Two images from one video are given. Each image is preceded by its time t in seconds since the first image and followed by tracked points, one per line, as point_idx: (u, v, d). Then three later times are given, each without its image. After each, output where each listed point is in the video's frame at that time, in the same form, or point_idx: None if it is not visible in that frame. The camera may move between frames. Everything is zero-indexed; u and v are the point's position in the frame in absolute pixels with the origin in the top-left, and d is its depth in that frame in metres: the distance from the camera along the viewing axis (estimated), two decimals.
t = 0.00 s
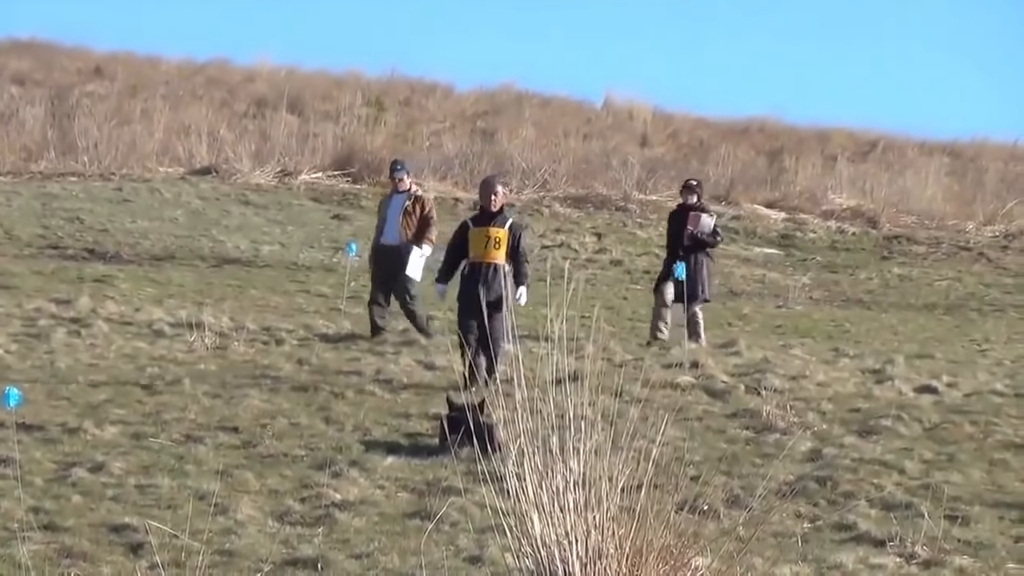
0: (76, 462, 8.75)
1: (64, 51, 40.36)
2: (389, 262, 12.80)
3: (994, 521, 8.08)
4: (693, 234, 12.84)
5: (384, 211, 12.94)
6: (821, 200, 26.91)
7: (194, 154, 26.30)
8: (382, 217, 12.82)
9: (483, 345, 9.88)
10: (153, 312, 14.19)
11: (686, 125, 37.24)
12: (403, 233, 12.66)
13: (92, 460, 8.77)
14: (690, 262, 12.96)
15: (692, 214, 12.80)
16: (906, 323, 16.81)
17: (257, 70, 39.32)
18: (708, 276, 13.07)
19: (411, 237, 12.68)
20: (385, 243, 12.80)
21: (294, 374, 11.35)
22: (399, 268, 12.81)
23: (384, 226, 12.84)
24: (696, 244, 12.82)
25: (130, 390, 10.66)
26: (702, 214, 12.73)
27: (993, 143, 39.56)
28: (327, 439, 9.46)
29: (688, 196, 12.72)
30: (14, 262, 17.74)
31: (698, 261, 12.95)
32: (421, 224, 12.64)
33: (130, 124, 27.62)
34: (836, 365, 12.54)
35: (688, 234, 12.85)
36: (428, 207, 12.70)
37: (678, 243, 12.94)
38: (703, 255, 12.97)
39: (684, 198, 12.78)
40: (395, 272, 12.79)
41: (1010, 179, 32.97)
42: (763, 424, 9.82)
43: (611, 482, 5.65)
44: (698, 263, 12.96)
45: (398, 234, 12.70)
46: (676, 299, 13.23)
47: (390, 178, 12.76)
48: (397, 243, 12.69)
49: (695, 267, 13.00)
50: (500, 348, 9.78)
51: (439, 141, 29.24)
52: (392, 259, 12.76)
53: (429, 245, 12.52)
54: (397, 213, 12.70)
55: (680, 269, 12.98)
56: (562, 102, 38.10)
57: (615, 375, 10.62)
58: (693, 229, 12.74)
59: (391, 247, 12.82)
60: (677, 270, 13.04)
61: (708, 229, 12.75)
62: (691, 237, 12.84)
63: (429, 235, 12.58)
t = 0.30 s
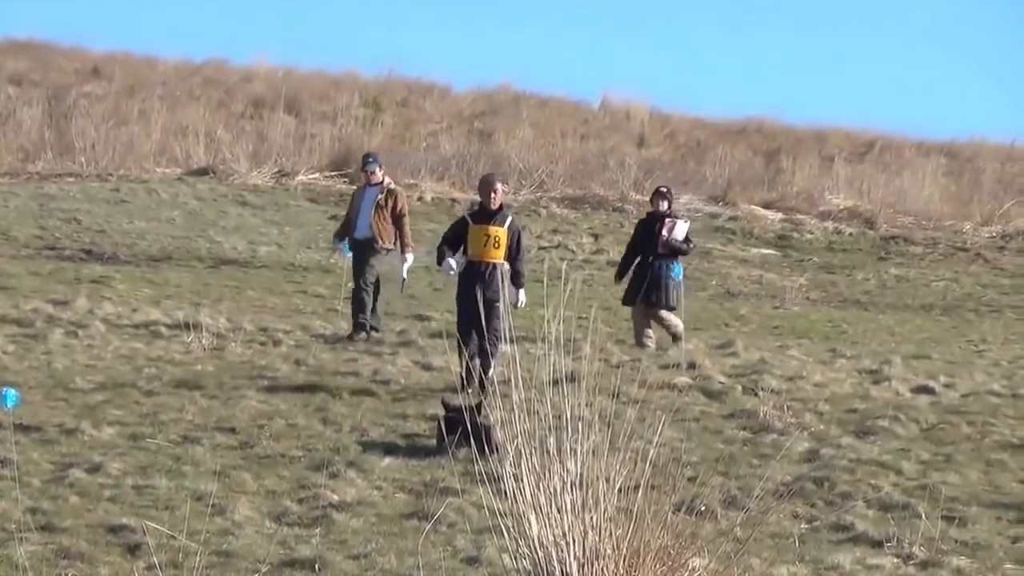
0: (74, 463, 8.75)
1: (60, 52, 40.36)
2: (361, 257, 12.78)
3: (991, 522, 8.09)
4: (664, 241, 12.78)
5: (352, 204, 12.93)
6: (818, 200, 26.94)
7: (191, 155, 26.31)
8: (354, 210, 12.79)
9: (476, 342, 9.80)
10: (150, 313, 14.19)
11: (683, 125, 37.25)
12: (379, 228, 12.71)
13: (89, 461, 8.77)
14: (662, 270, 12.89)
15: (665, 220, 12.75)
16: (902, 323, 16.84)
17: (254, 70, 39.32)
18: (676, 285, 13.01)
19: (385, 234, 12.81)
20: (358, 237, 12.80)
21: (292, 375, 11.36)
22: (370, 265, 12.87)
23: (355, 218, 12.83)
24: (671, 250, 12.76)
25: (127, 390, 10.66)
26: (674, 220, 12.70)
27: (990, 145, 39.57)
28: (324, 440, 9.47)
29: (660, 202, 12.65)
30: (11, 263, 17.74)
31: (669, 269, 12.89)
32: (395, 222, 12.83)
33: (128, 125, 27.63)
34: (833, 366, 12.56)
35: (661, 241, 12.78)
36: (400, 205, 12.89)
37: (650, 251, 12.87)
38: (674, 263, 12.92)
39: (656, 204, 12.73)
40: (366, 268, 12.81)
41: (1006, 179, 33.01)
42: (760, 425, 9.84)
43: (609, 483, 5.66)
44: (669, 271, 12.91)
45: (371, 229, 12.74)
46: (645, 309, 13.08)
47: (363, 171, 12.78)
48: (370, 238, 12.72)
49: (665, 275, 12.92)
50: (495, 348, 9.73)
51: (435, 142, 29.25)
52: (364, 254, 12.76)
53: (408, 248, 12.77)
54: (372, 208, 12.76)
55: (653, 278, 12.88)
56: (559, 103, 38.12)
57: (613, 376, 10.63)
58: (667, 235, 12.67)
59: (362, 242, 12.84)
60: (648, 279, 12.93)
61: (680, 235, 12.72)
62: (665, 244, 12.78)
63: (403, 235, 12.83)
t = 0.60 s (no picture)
0: (72, 464, 8.76)
1: (59, 53, 40.39)
2: (333, 265, 12.60)
3: (990, 523, 8.09)
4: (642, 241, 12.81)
5: (325, 211, 12.73)
6: (817, 200, 26.99)
7: (189, 156, 26.33)
8: (325, 217, 12.59)
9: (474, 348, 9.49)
10: (149, 314, 14.21)
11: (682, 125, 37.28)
12: (349, 236, 12.50)
13: (89, 462, 8.78)
14: (640, 269, 12.92)
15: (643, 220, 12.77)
16: (900, 324, 16.87)
17: (252, 71, 39.35)
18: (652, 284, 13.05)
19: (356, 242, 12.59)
20: (329, 244, 12.61)
21: (290, 376, 11.37)
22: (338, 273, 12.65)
23: (328, 225, 12.63)
24: (648, 249, 12.79)
25: (125, 391, 10.67)
26: (651, 220, 12.72)
27: (988, 146, 39.63)
28: (323, 441, 9.47)
29: (638, 201, 12.67)
30: (10, 264, 17.77)
31: (647, 268, 12.92)
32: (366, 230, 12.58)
33: (126, 126, 27.66)
34: (831, 367, 12.58)
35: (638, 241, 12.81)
36: (373, 212, 12.64)
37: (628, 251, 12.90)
38: (652, 262, 12.95)
39: (633, 204, 12.75)
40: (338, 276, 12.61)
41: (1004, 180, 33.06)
42: (758, 425, 9.85)
43: (607, 484, 5.65)
44: (647, 270, 12.94)
45: (343, 237, 12.53)
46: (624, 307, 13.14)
47: (336, 177, 12.55)
48: (342, 246, 12.52)
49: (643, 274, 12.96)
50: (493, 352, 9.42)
51: (434, 142, 29.29)
52: (336, 262, 12.57)
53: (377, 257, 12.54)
54: (343, 215, 12.54)
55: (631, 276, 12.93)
56: (558, 103, 38.17)
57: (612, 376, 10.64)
58: (645, 234, 12.70)
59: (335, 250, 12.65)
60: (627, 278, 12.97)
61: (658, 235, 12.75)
62: (642, 244, 12.81)
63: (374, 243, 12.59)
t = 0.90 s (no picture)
0: (72, 464, 8.77)
1: (59, 53, 40.42)
2: (306, 261, 12.61)
3: (990, 523, 8.09)
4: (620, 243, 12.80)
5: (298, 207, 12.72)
6: (816, 201, 27.00)
7: (189, 156, 26.35)
8: (296, 214, 12.57)
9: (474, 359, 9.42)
10: (148, 314, 14.22)
11: (681, 125, 37.30)
12: (319, 232, 12.47)
13: (88, 462, 8.78)
14: (618, 272, 12.90)
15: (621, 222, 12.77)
16: (899, 325, 16.88)
17: (252, 71, 39.38)
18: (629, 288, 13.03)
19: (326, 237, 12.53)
20: (302, 241, 12.60)
21: (290, 376, 11.38)
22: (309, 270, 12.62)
23: (300, 222, 12.62)
24: (626, 252, 12.78)
25: (125, 391, 10.68)
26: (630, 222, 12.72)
27: (988, 146, 39.65)
28: (323, 441, 9.48)
29: (617, 202, 12.68)
30: (10, 264, 17.79)
31: (624, 270, 12.91)
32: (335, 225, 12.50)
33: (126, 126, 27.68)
34: (831, 367, 12.59)
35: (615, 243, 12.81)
36: (343, 206, 12.53)
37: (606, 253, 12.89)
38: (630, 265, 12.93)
39: (612, 205, 12.76)
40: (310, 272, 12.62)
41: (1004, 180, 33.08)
42: (758, 426, 9.86)
43: (606, 485, 5.65)
44: (624, 272, 12.92)
45: (313, 233, 12.51)
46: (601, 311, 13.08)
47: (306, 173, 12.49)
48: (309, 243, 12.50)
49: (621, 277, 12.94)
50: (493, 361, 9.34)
51: (433, 143, 29.32)
52: (307, 258, 12.58)
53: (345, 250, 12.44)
54: (313, 211, 12.50)
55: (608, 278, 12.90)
56: (557, 104, 38.21)
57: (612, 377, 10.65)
58: (622, 236, 12.70)
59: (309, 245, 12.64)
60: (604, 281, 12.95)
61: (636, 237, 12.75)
62: (619, 246, 12.80)
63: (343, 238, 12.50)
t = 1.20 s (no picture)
0: (72, 464, 8.77)
1: (60, 53, 40.42)
2: (265, 260, 12.47)
3: (990, 524, 8.08)
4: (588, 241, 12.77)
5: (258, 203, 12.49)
6: (816, 201, 27.01)
7: (189, 155, 26.35)
8: (260, 213, 12.35)
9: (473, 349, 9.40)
10: (148, 314, 14.22)
11: (682, 125, 37.32)
12: (283, 233, 12.34)
13: (89, 462, 8.79)
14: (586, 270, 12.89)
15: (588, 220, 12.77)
16: (899, 325, 16.89)
17: (252, 71, 39.39)
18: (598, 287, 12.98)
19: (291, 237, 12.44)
20: (263, 239, 12.43)
21: (290, 376, 11.38)
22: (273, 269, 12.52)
23: (260, 221, 12.42)
24: (595, 249, 12.76)
25: (125, 391, 10.69)
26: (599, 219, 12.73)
27: (988, 146, 39.65)
28: (323, 441, 9.48)
29: (586, 200, 12.67)
30: (10, 264, 17.79)
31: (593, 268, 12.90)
32: (300, 226, 12.41)
33: (126, 126, 27.68)
34: (831, 367, 12.59)
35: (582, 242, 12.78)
36: (307, 207, 12.46)
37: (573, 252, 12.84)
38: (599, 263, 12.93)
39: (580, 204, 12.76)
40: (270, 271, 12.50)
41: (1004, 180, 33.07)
42: (758, 426, 9.86)
43: (607, 485, 5.65)
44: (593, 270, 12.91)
45: (277, 233, 12.35)
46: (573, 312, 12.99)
47: (273, 173, 12.25)
48: (275, 243, 12.38)
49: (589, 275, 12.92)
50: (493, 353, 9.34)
51: (433, 143, 29.32)
52: (268, 258, 12.43)
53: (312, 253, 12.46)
54: (276, 212, 12.33)
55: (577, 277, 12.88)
56: (557, 103, 38.23)
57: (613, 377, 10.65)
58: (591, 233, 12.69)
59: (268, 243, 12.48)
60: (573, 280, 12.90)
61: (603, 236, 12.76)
62: (588, 244, 12.78)
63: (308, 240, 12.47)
